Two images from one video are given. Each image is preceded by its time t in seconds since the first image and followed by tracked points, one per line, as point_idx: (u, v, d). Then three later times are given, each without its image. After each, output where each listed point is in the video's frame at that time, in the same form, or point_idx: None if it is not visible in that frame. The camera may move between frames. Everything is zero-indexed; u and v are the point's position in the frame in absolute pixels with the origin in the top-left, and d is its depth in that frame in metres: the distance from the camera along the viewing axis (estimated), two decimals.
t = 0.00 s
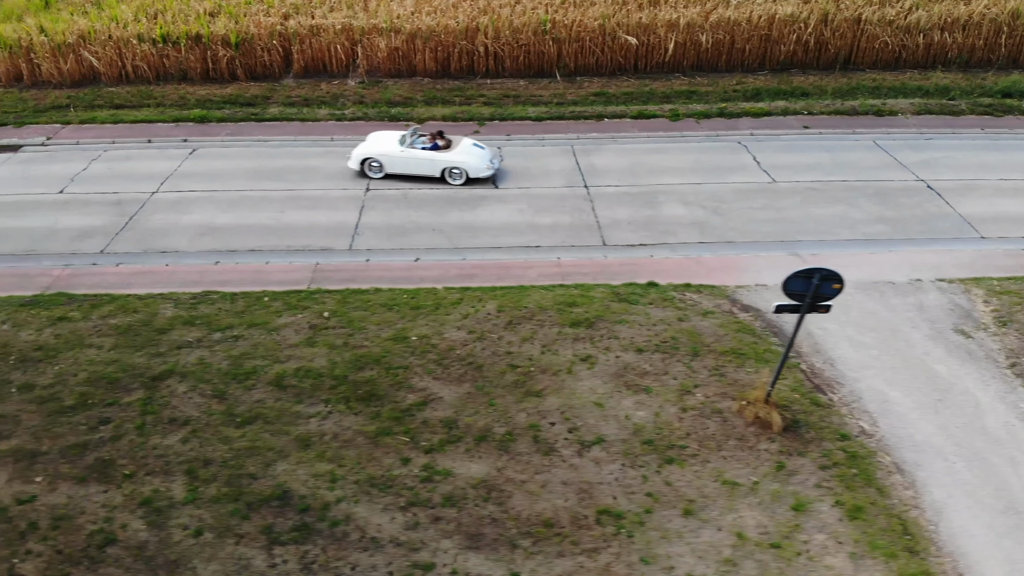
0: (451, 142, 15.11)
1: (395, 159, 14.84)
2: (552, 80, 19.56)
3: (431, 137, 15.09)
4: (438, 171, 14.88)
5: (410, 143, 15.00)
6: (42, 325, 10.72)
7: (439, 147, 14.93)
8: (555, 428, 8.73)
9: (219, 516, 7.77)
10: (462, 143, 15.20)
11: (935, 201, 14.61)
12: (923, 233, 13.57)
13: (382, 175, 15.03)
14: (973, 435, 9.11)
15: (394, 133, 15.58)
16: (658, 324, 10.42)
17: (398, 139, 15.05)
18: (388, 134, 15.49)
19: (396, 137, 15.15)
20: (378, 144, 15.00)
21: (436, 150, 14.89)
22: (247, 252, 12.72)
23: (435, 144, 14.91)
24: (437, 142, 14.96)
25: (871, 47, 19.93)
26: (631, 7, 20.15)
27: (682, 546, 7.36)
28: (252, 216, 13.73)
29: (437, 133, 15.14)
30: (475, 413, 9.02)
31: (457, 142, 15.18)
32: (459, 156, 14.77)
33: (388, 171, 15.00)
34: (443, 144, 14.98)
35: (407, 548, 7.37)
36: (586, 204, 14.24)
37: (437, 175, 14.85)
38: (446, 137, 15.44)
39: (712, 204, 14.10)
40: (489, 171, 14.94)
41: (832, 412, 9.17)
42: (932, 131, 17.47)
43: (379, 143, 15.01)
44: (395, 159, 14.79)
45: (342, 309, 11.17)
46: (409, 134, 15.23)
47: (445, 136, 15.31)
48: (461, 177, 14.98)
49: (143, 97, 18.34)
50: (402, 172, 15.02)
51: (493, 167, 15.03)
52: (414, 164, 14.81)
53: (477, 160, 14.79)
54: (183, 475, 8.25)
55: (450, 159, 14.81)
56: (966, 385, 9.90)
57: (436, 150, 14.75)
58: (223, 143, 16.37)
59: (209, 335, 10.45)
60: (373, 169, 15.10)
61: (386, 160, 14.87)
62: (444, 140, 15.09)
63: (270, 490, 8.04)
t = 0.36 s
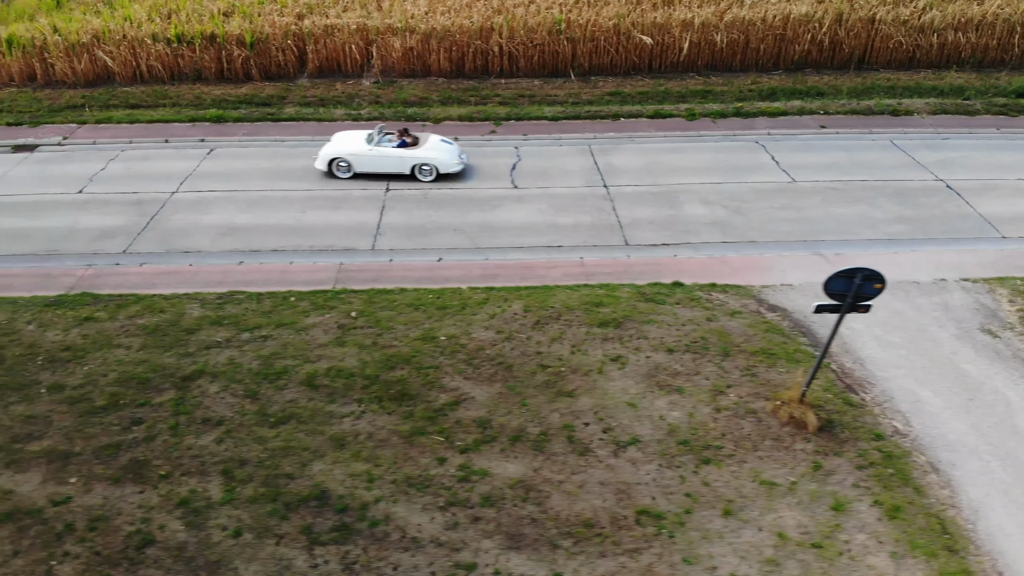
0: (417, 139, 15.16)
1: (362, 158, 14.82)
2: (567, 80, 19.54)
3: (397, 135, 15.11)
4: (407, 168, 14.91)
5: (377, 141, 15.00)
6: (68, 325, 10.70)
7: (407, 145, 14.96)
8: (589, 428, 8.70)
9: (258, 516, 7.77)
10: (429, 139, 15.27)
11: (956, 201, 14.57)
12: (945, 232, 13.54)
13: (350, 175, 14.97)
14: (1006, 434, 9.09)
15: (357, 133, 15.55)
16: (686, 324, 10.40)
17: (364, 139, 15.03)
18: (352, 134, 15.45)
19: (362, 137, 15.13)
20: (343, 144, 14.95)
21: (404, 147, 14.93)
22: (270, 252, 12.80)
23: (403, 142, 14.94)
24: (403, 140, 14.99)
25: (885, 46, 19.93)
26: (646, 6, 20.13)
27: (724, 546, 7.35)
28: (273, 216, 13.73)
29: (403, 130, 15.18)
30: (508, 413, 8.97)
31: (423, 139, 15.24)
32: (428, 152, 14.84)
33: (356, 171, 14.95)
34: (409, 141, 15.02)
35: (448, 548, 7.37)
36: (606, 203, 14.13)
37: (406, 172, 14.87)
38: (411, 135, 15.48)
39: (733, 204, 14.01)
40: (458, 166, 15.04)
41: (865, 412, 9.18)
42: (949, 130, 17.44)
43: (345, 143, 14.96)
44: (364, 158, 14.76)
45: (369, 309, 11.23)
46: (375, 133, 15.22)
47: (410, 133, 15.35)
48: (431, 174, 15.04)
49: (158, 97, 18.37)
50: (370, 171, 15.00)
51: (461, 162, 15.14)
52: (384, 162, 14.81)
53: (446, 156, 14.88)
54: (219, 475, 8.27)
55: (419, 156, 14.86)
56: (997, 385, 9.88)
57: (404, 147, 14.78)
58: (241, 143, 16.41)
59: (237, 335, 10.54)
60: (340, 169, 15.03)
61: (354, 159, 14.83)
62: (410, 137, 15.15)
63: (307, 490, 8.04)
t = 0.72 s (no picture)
0: (385, 138, 15.23)
1: (331, 158, 14.86)
2: (586, 79, 19.53)
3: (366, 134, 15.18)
4: (377, 167, 14.97)
5: (345, 141, 15.05)
6: (104, 325, 10.68)
7: (375, 144, 15.03)
8: (635, 429, 8.69)
9: (310, 516, 7.77)
10: (396, 138, 15.34)
11: (982, 200, 14.55)
12: (973, 231, 13.52)
13: (319, 176, 14.99)
14: None
15: (323, 134, 15.56)
16: (725, 324, 10.40)
17: (331, 139, 15.07)
18: (318, 135, 15.46)
19: (330, 138, 15.17)
20: (310, 145, 14.97)
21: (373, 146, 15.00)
22: (302, 252, 12.92)
23: (372, 141, 15.01)
24: (371, 139, 15.05)
25: (903, 45, 19.94)
26: (665, 5, 20.12)
27: (780, 545, 7.35)
28: (302, 217, 13.88)
29: (370, 130, 15.23)
30: (552, 413, 8.95)
31: (392, 138, 15.31)
32: (397, 150, 14.91)
33: (325, 171, 14.97)
34: (377, 140, 15.09)
35: (503, 548, 7.37)
36: (634, 202, 14.15)
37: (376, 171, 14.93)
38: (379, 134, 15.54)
39: (762, 203, 14.18)
40: (426, 163, 15.14)
41: (908, 412, 9.18)
42: (970, 130, 17.44)
43: (313, 144, 14.99)
44: (332, 158, 14.80)
45: (404, 308, 11.24)
46: (342, 133, 15.26)
47: (378, 133, 15.42)
48: (401, 172, 15.12)
49: (178, 97, 18.40)
50: (339, 171, 15.03)
51: (430, 160, 15.24)
52: (354, 162, 14.87)
53: (415, 154, 14.97)
54: (268, 475, 8.29)
55: (388, 154, 14.94)
56: None
57: (372, 147, 14.85)
58: (265, 143, 16.47)
59: (276, 334, 10.60)
60: (308, 170, 15.04)
61: (322, 160, 14.85)
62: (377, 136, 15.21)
63: (358, 490, 8.05)
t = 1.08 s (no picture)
0: (360, 139, 15.31)
1: (305, 158, 14.92)
2: (611, 79, 19.51)
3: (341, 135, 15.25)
4: (353, 167, 15.05)
5: (320, 142, 15.12)
6: (151, 325, 10.78)
7: (350, 144, 15.12)
8: (695, 429, 8.66)
9: (377, 517, 7.78)
10: (371, 138, 15.42)
11: (1016, 199, 14.53)
12: (1010, 230, 13.50)
13: (293, 177, 15.05)
14: None
15: (296, 134, 15.60)
16: (775, 324, 10.41)
17: (305, 140, 15.14)
18: (291, 136, 15.51)
19: (304, 139, 15.22)
20: (283, 147, 15.03)
21: (348, 147, 15.08)
22: (341, 252, 13.00)
23: (347, 141, 15.10)
24: (345, 140, 15.14)
25: (927, 45, 19.94)
26: (689, 4, 20.13)
27: (850, 544, 7.35)
28: (340, 217, 14.08)
29: (344, 130, 15.30)
30: (609, 413, 8.94)
31: (368, 138, 15.40)
32: (372, 151, 15.00)
33: (299, 172, 15.02)
34: (351, 141, 15.18)
35: (574, 548, 7.36)
36: (669, 202, 14.13)
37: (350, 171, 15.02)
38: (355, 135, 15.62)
39: (797, 201, 14.18)
40: (402, 163, 15.24)
41: (964, 411, 9.18)
42: (997, 129, 17.44)
43: (287, 145, 15.04)
44: (307, 159, 14.86)
45: (450, 308, 11.19)
46: (317, 134, 15.32)
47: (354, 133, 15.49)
48: (376, 172, 15.21)
49: (204, 97, 18.47)
50: (313, 171, 15.08)
51: (407, 159, 15.34)
52: (330, 162, 14.94)
53: (390, 153, 15.07)
54: (331, 476, 8.30)
55: (364, 154, 15.02)
56: None
57: (347, 147, 14.93)
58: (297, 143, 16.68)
59: (325, 334, 10.65)
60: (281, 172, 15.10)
61: (296, 161, 14.91)
62: (351, 137, 15.29)
63: (423, 491, 8.05)
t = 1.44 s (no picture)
0: (338, 140, 15.28)
1: (284, 160, 14.85)
2: (636, 77, 19.50)
3: (320, 136, 15.22)
4: (332, 168, 14.99)
5: (299, 144, 15.07)
6: (202, 325, 10.84)
7: (329, 145, 15.08)
8: (759, 429, 8.68)
9: (448, 517, 7.77)
10: (350, 139, 15.38)
11: None
12: None
13: (272, 179, 14.97)
14: None
15: (274, 137, 15.54)
16: (828, 323, 10.46)
17: (285, 142, 15.08)
18: (270, 138, 15.44)
19: (283, 141, 15.17)
20: (260, 149, 14.95)
21: (327, 148, 15.04)
22: (383, 252, 13.05)
23: (326, 142, 15.06)
24: (324, 141, 15.10)
25: (952, 44, 19.93)
26: (714, 3, 20.15)
27: (924, 543, 7.34)
28: (378, 216, 14.12)
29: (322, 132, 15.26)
30: (671, 413, 8.92)
31: (347, 139, 15.37)
32: (351, 151, 14.96)
33: (278, 174, 14.95)
34: (330, 142, 15.14)
35: (650, 549, 7.35)
36: (706, 200, 14.10)
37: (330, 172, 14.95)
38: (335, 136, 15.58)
39: (835, 200, 14.20)
40: (382, 163, 15.19)
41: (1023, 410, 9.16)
42: None
43: (265, 147, 14.97)
44: (286, 161, 14.79)
45: (498, 308, 11.15)
46: (296, 135, 15.28)
47: (334, 134, 15.46)
48: (356, 173, 15.16)
49: (233, 97, 18.55)
50: (292, 173, 15.00)
51: (386, 160, 15.30)
52: (310, 164, 14.88)
53: (369, 154, 15.02)
54: (398, 476, 8.29)
55: (344, 155, 14.97)
56: None
57: (325, 148, 14.88)
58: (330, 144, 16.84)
59: (377, 334, 10.69)
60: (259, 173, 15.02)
61: (275, 163, 14.83)
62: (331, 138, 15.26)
63: (492, 491, 8.04)
